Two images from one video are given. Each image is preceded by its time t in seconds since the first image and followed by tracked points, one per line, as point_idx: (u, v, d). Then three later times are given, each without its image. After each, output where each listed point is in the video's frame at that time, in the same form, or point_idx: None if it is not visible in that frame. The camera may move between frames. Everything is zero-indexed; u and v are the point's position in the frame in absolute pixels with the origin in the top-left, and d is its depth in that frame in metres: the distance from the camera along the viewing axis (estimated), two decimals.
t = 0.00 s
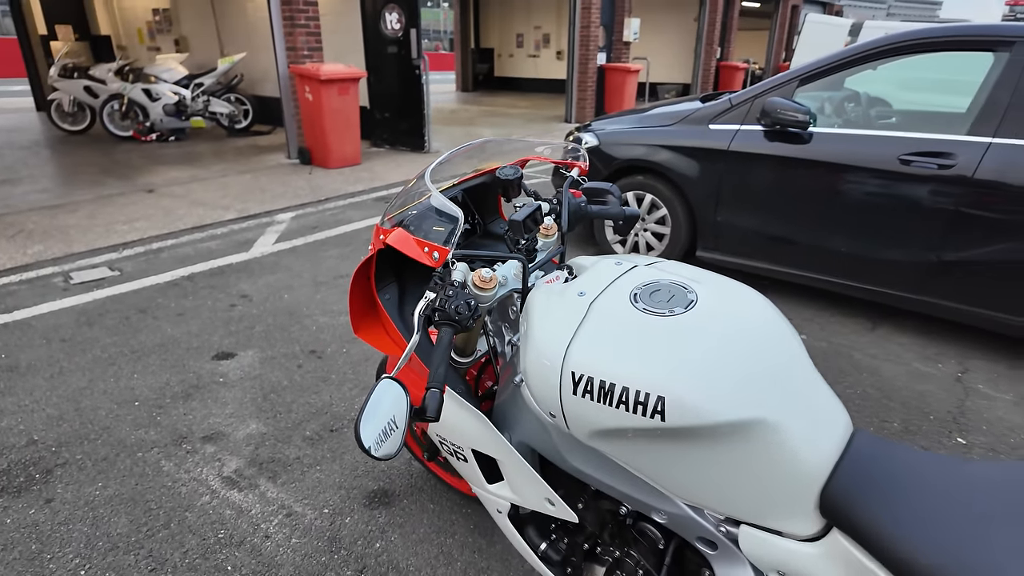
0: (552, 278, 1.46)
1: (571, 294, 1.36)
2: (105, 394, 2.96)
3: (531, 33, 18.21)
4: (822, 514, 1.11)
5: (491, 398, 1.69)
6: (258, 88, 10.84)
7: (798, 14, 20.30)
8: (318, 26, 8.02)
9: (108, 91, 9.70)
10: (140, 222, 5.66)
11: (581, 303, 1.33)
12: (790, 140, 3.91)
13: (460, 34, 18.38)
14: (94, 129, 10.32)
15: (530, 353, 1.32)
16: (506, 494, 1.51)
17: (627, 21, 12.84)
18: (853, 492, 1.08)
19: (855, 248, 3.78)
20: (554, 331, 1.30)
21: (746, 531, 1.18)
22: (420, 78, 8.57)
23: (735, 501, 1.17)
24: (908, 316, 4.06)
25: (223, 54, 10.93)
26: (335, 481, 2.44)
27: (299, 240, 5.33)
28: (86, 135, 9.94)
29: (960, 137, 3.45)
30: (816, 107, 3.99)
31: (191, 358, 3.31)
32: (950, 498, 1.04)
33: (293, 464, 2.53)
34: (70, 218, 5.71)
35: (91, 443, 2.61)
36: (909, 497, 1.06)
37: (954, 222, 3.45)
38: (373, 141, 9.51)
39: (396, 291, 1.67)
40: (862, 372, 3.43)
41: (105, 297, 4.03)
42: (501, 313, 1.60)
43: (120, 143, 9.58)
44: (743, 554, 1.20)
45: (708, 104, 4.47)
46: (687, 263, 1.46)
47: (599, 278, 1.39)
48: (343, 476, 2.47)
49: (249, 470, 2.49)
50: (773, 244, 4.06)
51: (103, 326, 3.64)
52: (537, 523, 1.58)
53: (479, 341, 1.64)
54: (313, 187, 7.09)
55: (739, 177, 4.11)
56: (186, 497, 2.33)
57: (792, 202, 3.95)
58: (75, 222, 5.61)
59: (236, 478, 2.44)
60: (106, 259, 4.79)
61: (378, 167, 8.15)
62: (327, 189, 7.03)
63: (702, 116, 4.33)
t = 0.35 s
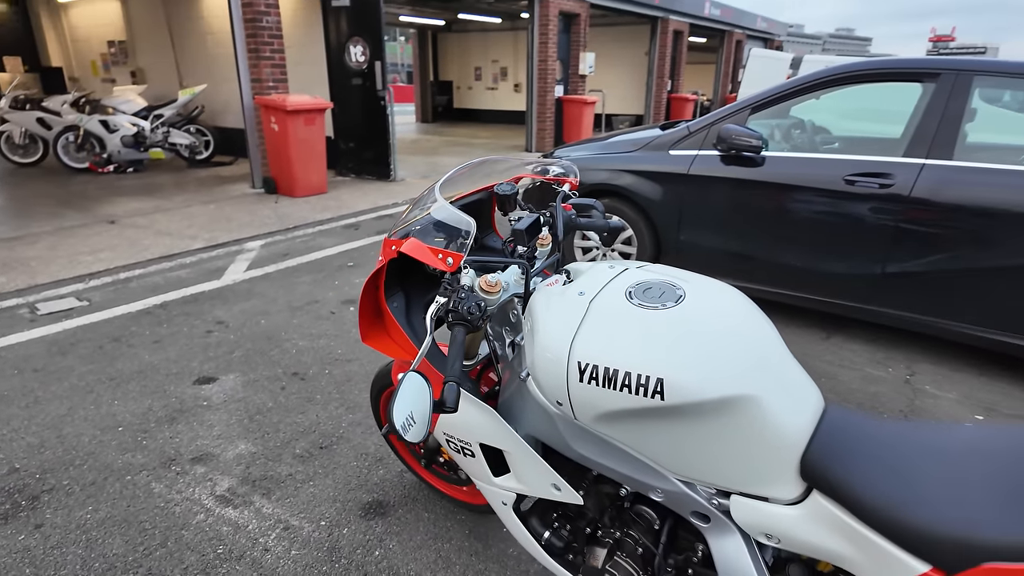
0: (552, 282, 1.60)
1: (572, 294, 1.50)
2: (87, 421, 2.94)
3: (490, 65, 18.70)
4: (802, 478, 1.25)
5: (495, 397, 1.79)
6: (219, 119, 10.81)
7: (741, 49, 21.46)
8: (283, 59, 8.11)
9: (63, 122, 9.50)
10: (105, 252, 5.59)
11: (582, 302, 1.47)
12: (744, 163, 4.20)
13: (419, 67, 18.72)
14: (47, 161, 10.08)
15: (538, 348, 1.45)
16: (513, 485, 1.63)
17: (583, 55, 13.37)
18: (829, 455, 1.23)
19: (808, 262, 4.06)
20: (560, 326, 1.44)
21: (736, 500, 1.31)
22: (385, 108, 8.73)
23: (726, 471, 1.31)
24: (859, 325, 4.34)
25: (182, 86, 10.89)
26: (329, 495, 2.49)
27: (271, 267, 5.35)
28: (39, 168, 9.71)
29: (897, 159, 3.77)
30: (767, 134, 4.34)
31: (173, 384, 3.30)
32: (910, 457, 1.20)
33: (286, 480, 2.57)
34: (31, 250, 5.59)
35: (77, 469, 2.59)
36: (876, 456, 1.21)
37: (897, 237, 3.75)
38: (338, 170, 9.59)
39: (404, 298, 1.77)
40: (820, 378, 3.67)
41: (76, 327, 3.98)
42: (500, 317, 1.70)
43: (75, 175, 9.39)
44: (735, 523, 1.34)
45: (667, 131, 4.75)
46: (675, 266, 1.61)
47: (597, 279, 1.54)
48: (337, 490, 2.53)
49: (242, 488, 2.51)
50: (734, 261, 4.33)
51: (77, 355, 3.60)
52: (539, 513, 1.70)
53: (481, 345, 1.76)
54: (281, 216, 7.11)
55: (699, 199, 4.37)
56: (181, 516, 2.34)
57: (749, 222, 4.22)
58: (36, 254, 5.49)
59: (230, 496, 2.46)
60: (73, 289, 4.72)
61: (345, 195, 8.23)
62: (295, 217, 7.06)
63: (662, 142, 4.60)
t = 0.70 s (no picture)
0: (507, 281, 1.77)
1: (527, 290, 1.67)
2: (29, 448, 2.86)
3: (424, 88, 18.91)
4: (731, 439, 1.44)
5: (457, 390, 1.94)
6: (146, 142, 10.49)
7: (665, 72, 22.60)
8: (216, 81, 8.01)
9: None
10: (31, 280, 5.36)
11: (536, 297, 1.63)
12: (671, 178, 4.52)
13: (353, 90, 18.73)
14: None
15: (498, 340, 1.61)
16: (476, 470, 1.77)
17: (516, 78, 13.79)
18: (752, 417, 1.42)
19: (734, 268, 4.40)
20: (517, 319, 1.60)
21: (676, 465, 1.49)
22: (322, 130, 8.75)
23: (666, 439, 1.49)
24: (781, 324, 4.71)
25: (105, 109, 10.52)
26: (290, 504, 2.54)
27: (212, 289, 5.28)
28: None
29: (807, 171, 4.16)
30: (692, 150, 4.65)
31: (119, 407, 3.25)
32: (819, 413, 1.41)
33: (245, 493, 2.59)
34: None
35: (23, 495, 2.53)
36: (793, 415, 1.41)
37: (810, 242, 4.13)
38: (275, 192, 9.50)
39: (367, 304, 1.88)
40: (748, 374, 3.97)
41: (7, 356, 3.83)
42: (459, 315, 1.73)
43: None
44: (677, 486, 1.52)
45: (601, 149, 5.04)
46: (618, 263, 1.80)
47: (549, 277, 1.71)
48: (298, 499, 2.57)
49: (201, 503, 2.52)
50: (667, 268, 4.64)
51: (11, 384, 3.48)
52: (501, 497, 1.84)
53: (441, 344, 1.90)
54: (218, 238, 7.00)
55: (633, 211, 4.66)
56: (139, 534, 2.34)
57: (679, 232, 4.53)
58: None
59: (189, 512, 2.47)
60: None
61: (283, 217, 8.17)
62: (233, 240, 6.96)
63: (598, 160, 4.87)
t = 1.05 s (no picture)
0: (442, 274, 1.95)
1: (459, 281, 1.87)
2: None
3: (360, 104, 18.92)
4: (637, 402, 1.68)
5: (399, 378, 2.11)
6: (68, 159, 10.12)
7: (596, 89, 23.47)
8: (145, 97, 7.87)
9: None
10: None
11: (468, 286, 1.83)
12: (598, 187, 4.83)
13: (287, 106, 18.54)
14: None
15: (435, 324, 1.80)
16: (417, 447, 1.96)
17: (453, 95, 14.08)
18: (654, 382, 1.67)
19: (658, 270, 4.74)
20: (451, 306, 1.80)
21: (593, 428, 1.71)
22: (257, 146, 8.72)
23: (584, 405, 1.71)
24: (702, 321, 5.08)
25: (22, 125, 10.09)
26: (238, 502, 2.62)
27: (147, 305, 5.21)
28: None
29: (720, 179, 4.56)
30: (618, 162, 4.96)
31: (55, 422, 3.24)
32: (710, 375, 1.66)
33: (193, 494, 2.65)
34: None
35: None
36: (688, 378, 1.66)
37: (724, 244, 4.51)
38: (208, 209, 9.36)
39: (312, 300, 2.03)
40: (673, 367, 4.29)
41: None
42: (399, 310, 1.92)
43: None
44: (594, 447, 1.74)
45: (534, 161, 5.31)
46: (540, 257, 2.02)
47: (479, 269, 1.91)
48: (246, 497, 2.66)
49: (147, 506, 2.57)
50: (597, 272, 4.94)
51: None
52: (442, 473, 2.02)
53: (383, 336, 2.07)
54: (150, 255, 6.87)
55: (564, 219, 4.94)
56: (85, 538, 2.38)
57: (607, 237, 4.84)
58: None
59: (136, 514, 2.52)
60: None
61: (218, 233, 8.07)
62: (166, 256, 6.85)
63: (530, 171, 5.13)
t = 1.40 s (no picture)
0: (389, 257, 2.19)
1: (404, 260, 2.12)
2: None
3: (319, 119, 19.01)
4: (559, 359, 1.94)
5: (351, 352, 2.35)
6: (18, 174, 9.99)
7: (553, 106, 24.10)
8: (100, 110, 7.89)
9: None
10: None
11: (412, 264, 2.09)
12: (545, 193, 5.13)
13: (245, 121, 18.51)
14: None
15: (382, 298, 2.05)
16: (369, 412, 2.21)
17: (411, 110, 14.36)
18: (572, 342, 1.94)
19: (602, 269, 5.06)
20: (396, 281, 2.05)
21: (522, 384, 1.97)
22: (215, 160, 8.82)
23: (513, 364, 1.97)
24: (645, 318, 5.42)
25: None
26: (201, 481, 2.78)
27: (105, 313, 5.28)
28: None
29: (656, 184, 4.92)
30: (565, 170, 5.25)
31: (17, 418, 3.33)
32: (618, 334, 1.95)
33: (158, 476, 2.81)
34: None
35: None
36: (600, 337, 1.95)
37: (662, 244, 4.86)
38: (164, 222, 9.36)
39: (269, 282, 2.25)
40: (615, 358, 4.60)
41: None
42: (350, 289, 2.15)
43: None
44: (522, 402, 2.00)
45: (486, 169, 5.59)
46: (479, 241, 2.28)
47: (423, 250, 2.17)
48: (209, 477, 2.83)
49: (113, 487, 2.72)
50: (546, 272, 5.24)
51: None
52: (393, 436, 2.26)
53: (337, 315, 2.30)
54: (105, 266, 6.89)
55: (514, 223, 5.23)
56: (53, 516, 2.51)
57: (554, 239, 5.15)
58: None
59: (102, 494, 2.67)
60: None
61: (175, 245, 8.11)
62: (122, 267, 6.88)
63: (481, 178, 5.41)
